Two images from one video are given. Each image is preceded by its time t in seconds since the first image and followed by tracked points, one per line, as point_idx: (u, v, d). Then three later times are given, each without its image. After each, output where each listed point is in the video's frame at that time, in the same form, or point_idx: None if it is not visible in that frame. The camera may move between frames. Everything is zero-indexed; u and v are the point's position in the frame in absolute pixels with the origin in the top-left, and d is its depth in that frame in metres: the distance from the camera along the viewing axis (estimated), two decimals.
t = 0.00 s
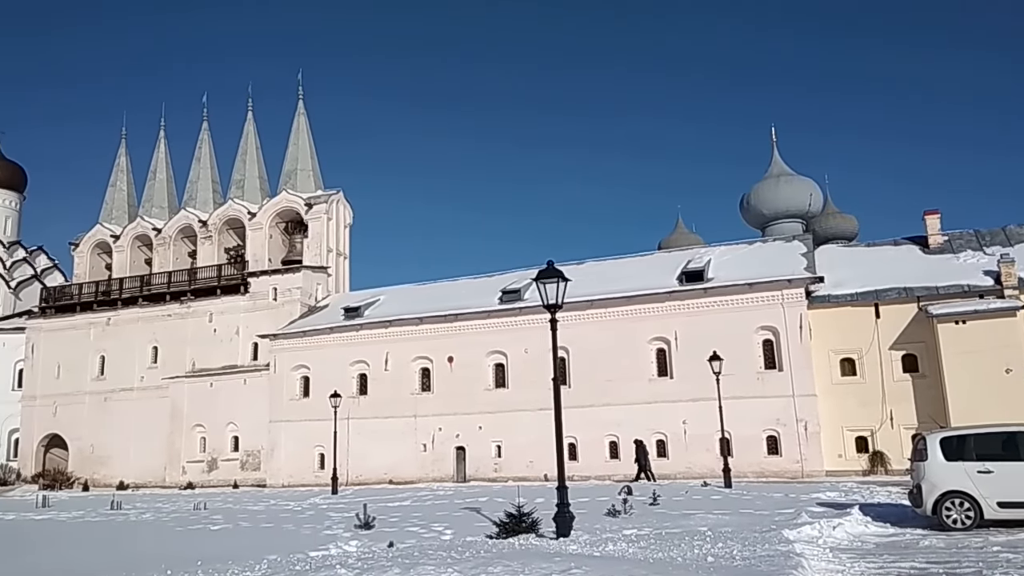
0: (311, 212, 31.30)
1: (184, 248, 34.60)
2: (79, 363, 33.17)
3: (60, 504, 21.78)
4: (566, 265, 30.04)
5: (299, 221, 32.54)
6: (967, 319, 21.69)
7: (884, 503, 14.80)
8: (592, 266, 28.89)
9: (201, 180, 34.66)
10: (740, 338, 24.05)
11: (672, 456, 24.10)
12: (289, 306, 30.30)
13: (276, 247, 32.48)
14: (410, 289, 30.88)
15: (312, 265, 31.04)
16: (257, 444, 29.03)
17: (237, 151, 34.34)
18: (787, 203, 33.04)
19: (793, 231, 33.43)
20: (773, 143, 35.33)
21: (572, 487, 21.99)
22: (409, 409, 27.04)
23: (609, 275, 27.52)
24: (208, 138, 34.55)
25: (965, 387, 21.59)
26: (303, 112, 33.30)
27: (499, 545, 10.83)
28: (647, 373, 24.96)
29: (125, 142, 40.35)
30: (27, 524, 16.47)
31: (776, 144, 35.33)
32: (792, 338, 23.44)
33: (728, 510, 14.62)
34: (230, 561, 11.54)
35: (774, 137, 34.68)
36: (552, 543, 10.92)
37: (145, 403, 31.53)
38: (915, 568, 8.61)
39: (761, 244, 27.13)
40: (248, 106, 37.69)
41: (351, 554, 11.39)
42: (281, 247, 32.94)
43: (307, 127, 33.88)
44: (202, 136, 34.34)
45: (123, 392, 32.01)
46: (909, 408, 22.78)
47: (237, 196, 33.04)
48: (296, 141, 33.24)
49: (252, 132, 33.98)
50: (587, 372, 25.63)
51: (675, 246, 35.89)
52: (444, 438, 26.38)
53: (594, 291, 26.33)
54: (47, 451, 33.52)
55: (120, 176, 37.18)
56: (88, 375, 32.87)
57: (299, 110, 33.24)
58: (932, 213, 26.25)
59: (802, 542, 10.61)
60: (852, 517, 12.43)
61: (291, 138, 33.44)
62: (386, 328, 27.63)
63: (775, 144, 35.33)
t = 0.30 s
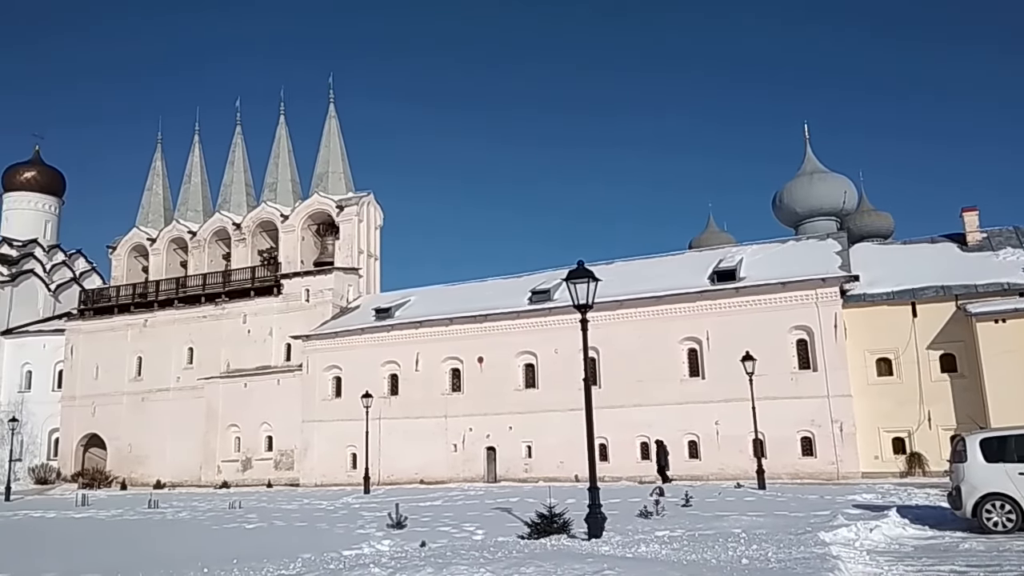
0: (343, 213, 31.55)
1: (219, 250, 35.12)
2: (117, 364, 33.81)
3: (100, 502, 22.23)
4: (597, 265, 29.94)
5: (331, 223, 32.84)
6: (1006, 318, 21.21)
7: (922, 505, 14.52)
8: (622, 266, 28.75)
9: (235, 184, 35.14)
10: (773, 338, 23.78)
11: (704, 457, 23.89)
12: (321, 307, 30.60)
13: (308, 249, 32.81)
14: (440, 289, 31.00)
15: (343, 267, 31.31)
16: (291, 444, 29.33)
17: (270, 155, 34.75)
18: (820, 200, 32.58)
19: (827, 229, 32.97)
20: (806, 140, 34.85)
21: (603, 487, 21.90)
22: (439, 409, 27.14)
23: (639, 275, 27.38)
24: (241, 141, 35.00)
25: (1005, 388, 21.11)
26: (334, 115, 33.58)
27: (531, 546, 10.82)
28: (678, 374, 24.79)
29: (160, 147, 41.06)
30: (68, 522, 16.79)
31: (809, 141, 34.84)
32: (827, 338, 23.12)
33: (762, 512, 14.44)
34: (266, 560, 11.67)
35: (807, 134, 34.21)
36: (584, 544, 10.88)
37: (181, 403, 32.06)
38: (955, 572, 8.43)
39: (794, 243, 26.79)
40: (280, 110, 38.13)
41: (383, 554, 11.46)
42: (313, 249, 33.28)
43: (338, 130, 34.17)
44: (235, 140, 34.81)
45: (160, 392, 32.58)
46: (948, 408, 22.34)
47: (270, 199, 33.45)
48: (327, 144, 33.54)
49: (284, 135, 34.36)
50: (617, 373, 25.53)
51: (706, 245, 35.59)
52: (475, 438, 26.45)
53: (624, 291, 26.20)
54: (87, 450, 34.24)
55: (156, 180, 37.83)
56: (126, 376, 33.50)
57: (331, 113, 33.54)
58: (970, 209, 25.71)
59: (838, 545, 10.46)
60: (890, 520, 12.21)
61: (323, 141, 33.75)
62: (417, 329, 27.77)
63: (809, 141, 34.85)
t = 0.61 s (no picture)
0: (374, 212, 31.77)
1: (253, 249, 35.60)
2: (155, 362, 34.44)
3: (138, 497, 22.69)
4: (627, 262, 29.80)
5: (362, 222, 33.11)
6: None
7: (962, 506, 14.23)
8: (653, 263, 28.59)
9: (268, 184, 35.57)
10: (808, 336, 23.47)
11: (738, 456, 23.68)
12: (353, 306, 30.86)
13: (340, 248, 33.11)
14: (471, 287, 31.09)
15: (375, 265, 31.55)
16: (324, 441, 29.65)
17: (302, 155, 35.11)
18: (855, 196, 32.07)
19: (862, 225, 32.44)
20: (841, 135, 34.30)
21: (635, 486, 21.81)
22: (470, 407, 27.24)
23: (671, 272, 27.20)
24: (274, 142, 35.41)
25: None
26: (365, 115, 33.83)
27: (563, 544, 10.82)
28: (710, 372, 24.59)
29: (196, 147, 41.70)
30: (108, 517, 17.16)
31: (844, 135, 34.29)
32: (863, 335, 22.77)
33: (797, 512, 14.28)
34: (301, 554, 11.83)
35: (842, 128, 33.68)
36: (617, 542, 10.85)
37: (217, 400, 32.57)
38: (996, 574, 8.25)
39: (828, 239, 26.42)
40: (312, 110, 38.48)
41: (416, 550, 11.55)
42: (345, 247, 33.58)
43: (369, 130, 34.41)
44: (268, 140, 35.23)
45: (196, 389, 33.13)
46: (988, 407, 21.85)
47: (302, 198, 33.81)
48: (358, 143, 33.80)
49: (316, 135, 34.68)
50: (648, 371, 25.39)
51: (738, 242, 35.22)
52: (506, 436, 26.50)
53: (655, 288, 26.05)
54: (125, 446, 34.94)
55: (191, 181, 38.44)
56: (163, 373, 34.11)
57: (362, 112, 33.80)
58: (1010, 204, 25.14)
59: (875, 545, 10.30)
60: (928, 520, 12.01)
61: (354, 141, 34.01)
62: (448, 327, 27.89)
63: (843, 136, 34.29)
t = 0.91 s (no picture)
0: (405, 207, 31.92)
1: (286, 245, 36.02)
2: (191, 356, 35.05)
3: (177, 489, 23.17)
4: (659, 255, 29.61)
5: (393, 216, 33.29)
6: None
7: (1002, 501, 13.96)
8: (685, 256, 28.38)
9: (301, 179, 35.91)
10: (844, 329, 23.14)
11: (771, 451, 23.45)
12: (385, 300, 31.09)
13: (372, 242, 33.34)
14: (501, 281, 31.14)
15: (406, 259, 31.75)
16: (357, 433, 29.96)
17: (334, 150, 35.37)
18: (892, 186, 31.48)
19: (899, 216, 31.85)
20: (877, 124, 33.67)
21: (667, 480, 21.73)
22: (501, 401, 27.31)
23: (703, 265, 26.98)
24: (306, 138, 35.73)
25: None
26: (396, 110, 33.97)
27: (596, 537, 10.82)
28: (743, 366, 24.36)
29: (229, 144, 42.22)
30: (148, 507, 17.54)
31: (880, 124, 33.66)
32: (900, 328, 22.39)
33: (832, 507, 14.11)
34: (335, 545, 11.99)
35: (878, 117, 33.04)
36: (649, 536, 10.83)
37: (252, 393, 33.07)
38: None
39: (864, 230, 25.99)
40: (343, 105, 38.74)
41: (449, 542, 11.64)
42: (377, 242, 33.82)
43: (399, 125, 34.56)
44: (300, 136, 35.55)
45: (232, 382, 33.66)
46: None
47: (334, 194, 34.10)
48: (389, 138, 33.97)
49: (347, 131, 34.92)
50: (680, 365, 25.24)
51: (771, 234, 34.83)
52: (537, 429, 26.55)
53: (687, 281, 25.86)
54: (164, 438, 35.65)
55: (226, 177, 38.94)
56: (199, 367, 34.70)
57: (392, 107, 33.94)
58: None
59: (913, 541, 10.15)
60: (967, 516, 11.79)
61: (385, 136, 34.18)
62: (478, 320, 27.97)
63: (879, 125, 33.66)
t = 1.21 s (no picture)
0: (434, 198, 32.02)
1: (317, 237, 36.37)
2: (226, 347, 35.58)
3: (213, 478, 23.60)
4: (690, 245, 29.37)
5: (422, 208, 33.42)
6: None
7: None
8: (716, 245, 28.13)
9: (331, 172, 36.18)
10: (879, 318, 22.79)
11: (805, 442, 23.21)
12: (415, 291, 31.26)
13: (401, 234, 33.52)
14: (531, 272, 31.13)
15: (435, 251, 31.88)
16: (389, 423, 30.23)
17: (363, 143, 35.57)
18: (928, 172, 30.88)
19: (936, 203, 31.25)
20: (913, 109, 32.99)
21: (699, 470, 21.62)
22: (531, 391, 27.35)
23: (735, 254, 26.72)
24: (336, 131, 35.97)
25: None
26: (424, 102, 34.04)
27: (628, 527, 10.80)
28: (776, 356, 24.12)
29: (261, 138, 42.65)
30: (185, 496, 17.88)
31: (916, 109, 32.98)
32: (937, 317, 22.00)
33: (867, 498, 13.93)
34: (369, 533, 12.13)
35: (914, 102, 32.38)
36: (681, 526, 10.79)
37: (285, 384, 33.51)
38: None
39: (900, 218, 25.54)
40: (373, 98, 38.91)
41: (481, 531, 11.72)
42: (406, 234, 33.98)
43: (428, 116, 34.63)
44: (330, 129, 35.79)
45: (265, 373, 34.13)
46: None
47: (364, 186, 34.32)
48: (418, 130, 34.06)
49: (376, 123, 35.08)
50: (712, 355, 25.05)
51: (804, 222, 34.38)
52: (567, 419, 26.55)
53: (719, 271, 25.64)
54: (200, 428, 36.35)
55: (258, 170, 39.36)
56: (234, 358, 35.22)
57: (421, 99, 34.01)
58: None
59: (950, 533, 10.00)
60: (1007, 507, 11.58)
61: (414, 127, 34.28)
62: (508, 311, 28.02)
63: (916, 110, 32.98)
